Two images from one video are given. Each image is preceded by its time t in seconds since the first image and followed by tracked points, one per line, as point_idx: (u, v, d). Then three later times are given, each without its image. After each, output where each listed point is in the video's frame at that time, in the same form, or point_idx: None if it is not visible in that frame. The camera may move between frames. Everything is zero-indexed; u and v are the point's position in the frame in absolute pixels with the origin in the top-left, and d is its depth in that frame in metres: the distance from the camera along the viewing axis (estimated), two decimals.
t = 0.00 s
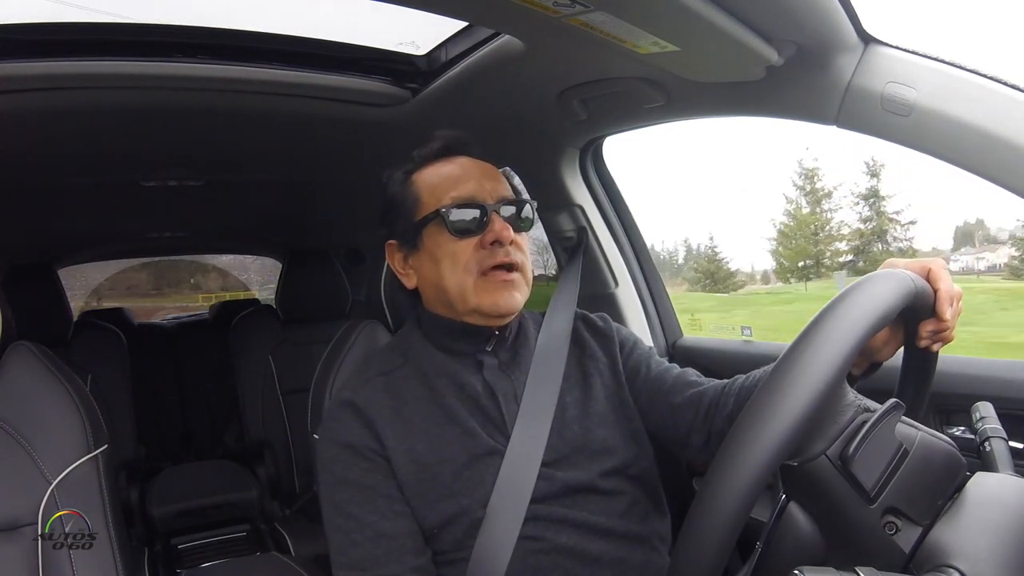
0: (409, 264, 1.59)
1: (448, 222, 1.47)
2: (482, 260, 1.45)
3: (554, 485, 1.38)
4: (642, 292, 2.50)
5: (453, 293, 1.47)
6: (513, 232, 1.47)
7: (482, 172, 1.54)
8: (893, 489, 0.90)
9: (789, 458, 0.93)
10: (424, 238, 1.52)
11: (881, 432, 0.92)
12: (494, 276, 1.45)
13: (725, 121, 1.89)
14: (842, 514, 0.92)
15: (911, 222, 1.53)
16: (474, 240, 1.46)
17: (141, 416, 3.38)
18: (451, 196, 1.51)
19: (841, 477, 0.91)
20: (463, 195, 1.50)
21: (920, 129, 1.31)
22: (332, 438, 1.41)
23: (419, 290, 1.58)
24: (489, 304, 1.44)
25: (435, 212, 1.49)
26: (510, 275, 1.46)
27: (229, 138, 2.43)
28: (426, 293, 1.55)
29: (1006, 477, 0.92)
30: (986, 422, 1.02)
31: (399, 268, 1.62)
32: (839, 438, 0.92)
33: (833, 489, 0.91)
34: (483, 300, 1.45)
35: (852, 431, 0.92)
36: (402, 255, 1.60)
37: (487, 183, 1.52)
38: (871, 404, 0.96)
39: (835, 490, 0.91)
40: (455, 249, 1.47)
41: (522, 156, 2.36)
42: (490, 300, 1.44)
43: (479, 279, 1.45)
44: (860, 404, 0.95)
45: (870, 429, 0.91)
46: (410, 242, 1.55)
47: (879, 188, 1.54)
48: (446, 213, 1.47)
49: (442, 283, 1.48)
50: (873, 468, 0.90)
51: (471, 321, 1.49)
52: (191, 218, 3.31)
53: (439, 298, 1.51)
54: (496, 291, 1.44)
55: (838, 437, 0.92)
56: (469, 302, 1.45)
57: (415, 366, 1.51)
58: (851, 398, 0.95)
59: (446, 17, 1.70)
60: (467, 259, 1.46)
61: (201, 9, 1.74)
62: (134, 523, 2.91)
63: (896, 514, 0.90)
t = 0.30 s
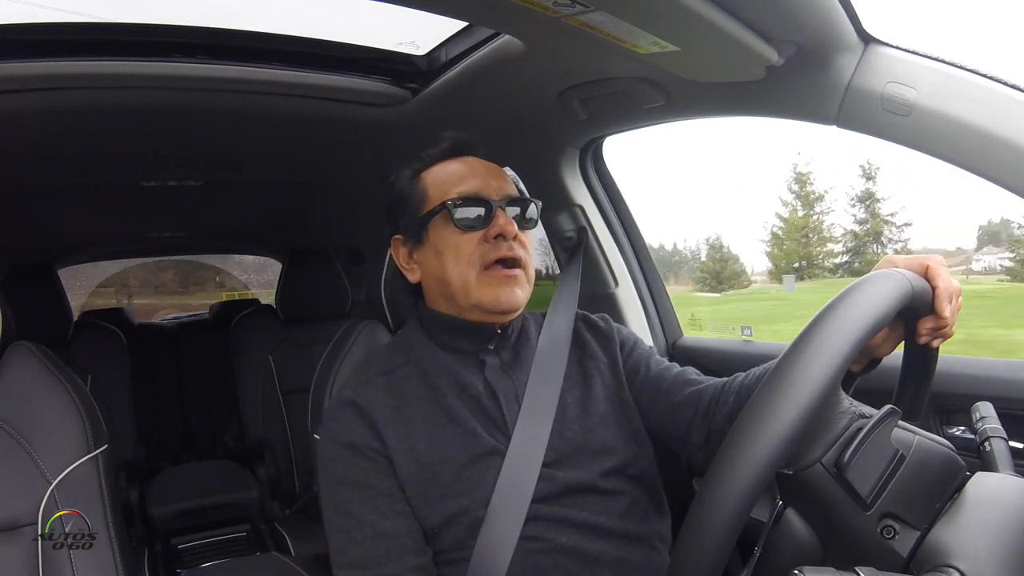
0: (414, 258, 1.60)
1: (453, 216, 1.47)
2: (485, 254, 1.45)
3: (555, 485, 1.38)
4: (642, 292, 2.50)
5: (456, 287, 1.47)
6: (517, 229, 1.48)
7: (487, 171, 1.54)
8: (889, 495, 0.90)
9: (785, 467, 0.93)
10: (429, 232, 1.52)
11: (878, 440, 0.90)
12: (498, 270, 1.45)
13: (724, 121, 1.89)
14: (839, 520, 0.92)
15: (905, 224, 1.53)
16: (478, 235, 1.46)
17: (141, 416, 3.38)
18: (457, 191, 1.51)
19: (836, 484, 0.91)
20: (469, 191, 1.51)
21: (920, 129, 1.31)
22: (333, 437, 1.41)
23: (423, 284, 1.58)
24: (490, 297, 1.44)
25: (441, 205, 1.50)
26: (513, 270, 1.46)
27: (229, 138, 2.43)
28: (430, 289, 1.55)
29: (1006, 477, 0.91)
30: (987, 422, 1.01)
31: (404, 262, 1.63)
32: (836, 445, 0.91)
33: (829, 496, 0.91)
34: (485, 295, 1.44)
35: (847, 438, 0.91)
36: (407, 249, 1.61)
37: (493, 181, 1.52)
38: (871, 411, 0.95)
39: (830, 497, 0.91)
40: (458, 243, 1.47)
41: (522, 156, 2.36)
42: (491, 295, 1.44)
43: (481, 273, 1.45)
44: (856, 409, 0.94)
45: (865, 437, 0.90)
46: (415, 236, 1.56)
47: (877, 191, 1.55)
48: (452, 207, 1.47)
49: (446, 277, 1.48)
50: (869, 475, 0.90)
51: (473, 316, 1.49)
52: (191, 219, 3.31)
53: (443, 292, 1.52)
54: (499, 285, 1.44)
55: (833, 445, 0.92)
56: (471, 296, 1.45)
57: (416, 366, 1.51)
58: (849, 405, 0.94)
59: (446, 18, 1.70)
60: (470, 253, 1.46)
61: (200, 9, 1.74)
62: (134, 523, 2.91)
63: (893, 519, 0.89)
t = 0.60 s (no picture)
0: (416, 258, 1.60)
1: (455, 217, 1.47)
2: (485, 255, 1.46)
3: (555, 485, 1.38)
4: (642, 292, 2.50)
5: (456, 288, 1.47)
6: (519, 232, 1.48)
7: (490, 172, 1.54)
8: (871, 523, 0.89)
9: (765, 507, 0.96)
10: (432, 230, 1.52)
11: (853, 477, 0.89)
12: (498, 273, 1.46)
13: (724, 121, 1.89)
14: (826, 552, 0.92)
15: (901, 226, 1.50)
16: (480, 236, 1.46)
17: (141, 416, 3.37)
18: (460, 193, 1.51)
19: (816, 518, 0.92)
20: (471, 193, 1.51)
21: (920, 129, 1.31)
22: (334, 438, 1.41)
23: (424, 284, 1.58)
24: (489, 297, 1.44)
25: (443, 208, 1.50)
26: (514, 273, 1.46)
27: (229, 138, 2.43)
28: (431, 289, 1.55)
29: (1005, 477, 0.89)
30: (987, 422, 1.01)
31: (405, 261, 1.64)
32: (813, 481, 0.93)
33: (811, 528, 0.93)
34: (484, 295, 1.45)
35: (821, 477, 0.92)
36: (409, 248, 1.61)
37: (496, 183, 1.52)
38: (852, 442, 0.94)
39: (814, 531, 0.92)
40: (460, 242, 1.47)
41: (523, 156, 2.36)
42: (489, 294, 1.44)
43: (481, 273, 1.45)
44: (835, 442, 0.94)
45: (840, 472, 0.90)
46: (417, 236, 1.56)
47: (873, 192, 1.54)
48: (454, 209, 1.47)
49: (446, 277, 1.49)
50: (847, 508, 0.89)
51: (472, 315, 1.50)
52: (191, 219, 3.31)
53: (443, 293, 1.52)
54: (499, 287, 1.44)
55: (811, 481, 0.93)
56: (471, 296, 1.46)
57: (417, 366, 1.51)
58: (826, 442, 0.94)
59: (447, 18, 1.70)
60: (471, 254, 1.46)
61: (201, 9, 1.74)
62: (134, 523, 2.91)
63: (877, 545, 0.89)
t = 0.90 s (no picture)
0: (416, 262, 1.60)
1: (454, 221, 1.46)
2: (487, 260, 1.45)
3: (557, 486, 1.38)
4: (642, 292, 2.50)
5: (457, 294, 1.47)
6: (519, 235, 1.47)
7: (489, 174, 1.54)
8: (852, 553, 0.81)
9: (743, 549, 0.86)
10: (432, 234, 1.51)
11: (833, 518, 0.79)
12: (499, 278, 1.45)
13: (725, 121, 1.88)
14: None
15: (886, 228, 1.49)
16: (480, 240, 1.45)
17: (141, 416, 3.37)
18: (460, 196, 1.51)
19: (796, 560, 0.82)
20: (471, 196, 1.50)
21: (920, 129, 1.31)
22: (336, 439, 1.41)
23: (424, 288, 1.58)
24: (492, 301, 1.44)
25: (443, 212, 1.49)
26: (515, 277, 1.45)
27: (230, 138, 2.43)
28: (431, 293, 1.55)
29: (1005, 478, 0.89)
30: (987, 422, 1.01)
31: (405, 265, 1.64)
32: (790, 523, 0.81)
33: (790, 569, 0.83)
34: (485, 301, 1.44)
35: (796, 523, 0.80)
36: (409, 252, 1.61)
37: (495, 185, 1.52)
38: (826, 478, 0.82)
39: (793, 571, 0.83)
40: (461, 247, 1.47)
41: (523, 156, 2.36)
42: (492, 300, 1.44)
43: (482, 278, 1.45)
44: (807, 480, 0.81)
45: (816, 516, 0.79)
46: (417, 239, 1.56)
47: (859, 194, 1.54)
48: (453, 213, 1.47)
49: (447, 283, 1.48)
50: (827, 552, 0.79)
51: (474, 319, 1.50)
52: (191, 219, 3.31)
53: (444, 298, 1.52)
54: (500, 293, 1.44)
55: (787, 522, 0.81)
56: (472, 301, 1.45)
57: (419, 366, 1.51)
58: (795, 480, 0.82)
59: (446, 18, 1.70)
60: (472, 259, 1.45)
61: (201, 9, 1.74)
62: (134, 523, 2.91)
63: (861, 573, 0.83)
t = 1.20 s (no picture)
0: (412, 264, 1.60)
1: (448, 225, 1.46)
2: (481, 263, 1.45)
3: (558, 485, 1.38)
4: (642, 293, 2.50)
5: (452, 296, 1.47)
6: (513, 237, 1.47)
7: (483, 175, 1.53)
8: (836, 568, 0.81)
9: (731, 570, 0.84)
10: (427, 238, 1.51)
11: (820, 541, 0.79)
12: (493, 280, 1.45)
13: (724, 121, 1.88)
14: None
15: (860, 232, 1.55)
16: (474, 243, 1.45)
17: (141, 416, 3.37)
18: (454, 199, 1.51)
19: None
20: (465, 199, 1.50)
21: (920, 129, 1.31)
22: (336, 439, 1.41)
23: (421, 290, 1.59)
24: (487, 303, 1.44)
25: (436, 216, 1.49)
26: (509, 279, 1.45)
27: (229, 138, 2.43)
28: (427, 294, 1.55)
29: (1004, 478, 0.90)
30: (986, 422, 1.01)
31: (402, 267, 1.64)
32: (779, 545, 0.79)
33: None
34: (480, 304, 1.45)
35: (785, 550, 0.79)
36: (405, 254, 1.61)
37: (489, 187, 1.51)
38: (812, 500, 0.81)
39: None
40: (455, 251, 1.47)
41: (523, 156, 2.36)
42: (487, 302, 1.44)
43: (476, 281, 1.45)
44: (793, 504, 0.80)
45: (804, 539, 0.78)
46: (412, 242, 1.56)
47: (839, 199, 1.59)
48: (446, 217, 1.46)
49: (442, 285, 1.48)
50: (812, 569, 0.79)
51: (470, 321, 1.49)
52: (191, 219, 3.31)
53: (440, 300, 1.52)
54: (495, 294, 1.44)
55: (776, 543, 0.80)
56: (466, 303, 1.46)
57: (420, 366, 1.51)
58: (784, 508, 0.81)
59: (446, 18, 1.70)
60: (465, 262, 1.45)
61: (201, 8, 1.73)
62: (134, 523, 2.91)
63: None
